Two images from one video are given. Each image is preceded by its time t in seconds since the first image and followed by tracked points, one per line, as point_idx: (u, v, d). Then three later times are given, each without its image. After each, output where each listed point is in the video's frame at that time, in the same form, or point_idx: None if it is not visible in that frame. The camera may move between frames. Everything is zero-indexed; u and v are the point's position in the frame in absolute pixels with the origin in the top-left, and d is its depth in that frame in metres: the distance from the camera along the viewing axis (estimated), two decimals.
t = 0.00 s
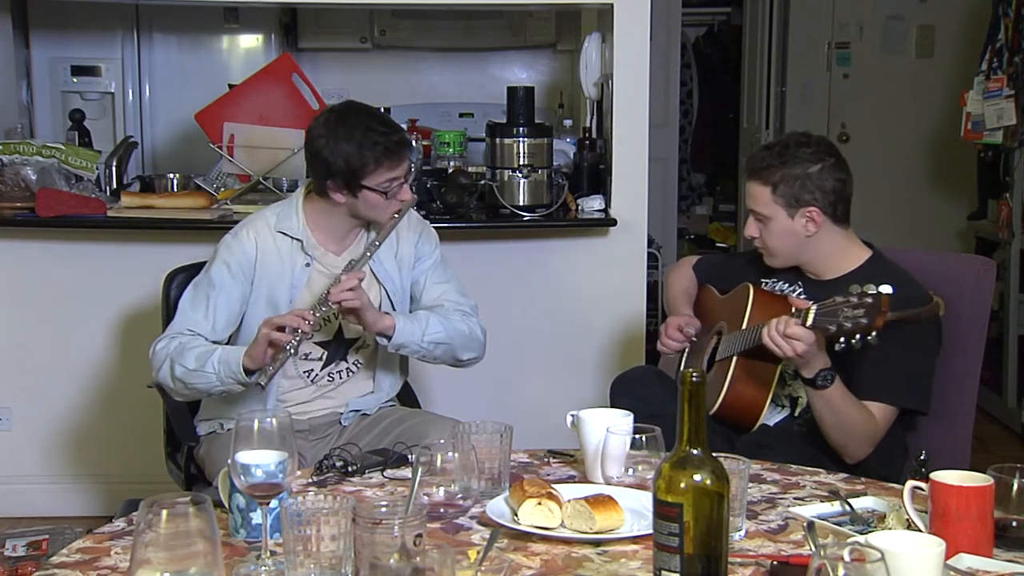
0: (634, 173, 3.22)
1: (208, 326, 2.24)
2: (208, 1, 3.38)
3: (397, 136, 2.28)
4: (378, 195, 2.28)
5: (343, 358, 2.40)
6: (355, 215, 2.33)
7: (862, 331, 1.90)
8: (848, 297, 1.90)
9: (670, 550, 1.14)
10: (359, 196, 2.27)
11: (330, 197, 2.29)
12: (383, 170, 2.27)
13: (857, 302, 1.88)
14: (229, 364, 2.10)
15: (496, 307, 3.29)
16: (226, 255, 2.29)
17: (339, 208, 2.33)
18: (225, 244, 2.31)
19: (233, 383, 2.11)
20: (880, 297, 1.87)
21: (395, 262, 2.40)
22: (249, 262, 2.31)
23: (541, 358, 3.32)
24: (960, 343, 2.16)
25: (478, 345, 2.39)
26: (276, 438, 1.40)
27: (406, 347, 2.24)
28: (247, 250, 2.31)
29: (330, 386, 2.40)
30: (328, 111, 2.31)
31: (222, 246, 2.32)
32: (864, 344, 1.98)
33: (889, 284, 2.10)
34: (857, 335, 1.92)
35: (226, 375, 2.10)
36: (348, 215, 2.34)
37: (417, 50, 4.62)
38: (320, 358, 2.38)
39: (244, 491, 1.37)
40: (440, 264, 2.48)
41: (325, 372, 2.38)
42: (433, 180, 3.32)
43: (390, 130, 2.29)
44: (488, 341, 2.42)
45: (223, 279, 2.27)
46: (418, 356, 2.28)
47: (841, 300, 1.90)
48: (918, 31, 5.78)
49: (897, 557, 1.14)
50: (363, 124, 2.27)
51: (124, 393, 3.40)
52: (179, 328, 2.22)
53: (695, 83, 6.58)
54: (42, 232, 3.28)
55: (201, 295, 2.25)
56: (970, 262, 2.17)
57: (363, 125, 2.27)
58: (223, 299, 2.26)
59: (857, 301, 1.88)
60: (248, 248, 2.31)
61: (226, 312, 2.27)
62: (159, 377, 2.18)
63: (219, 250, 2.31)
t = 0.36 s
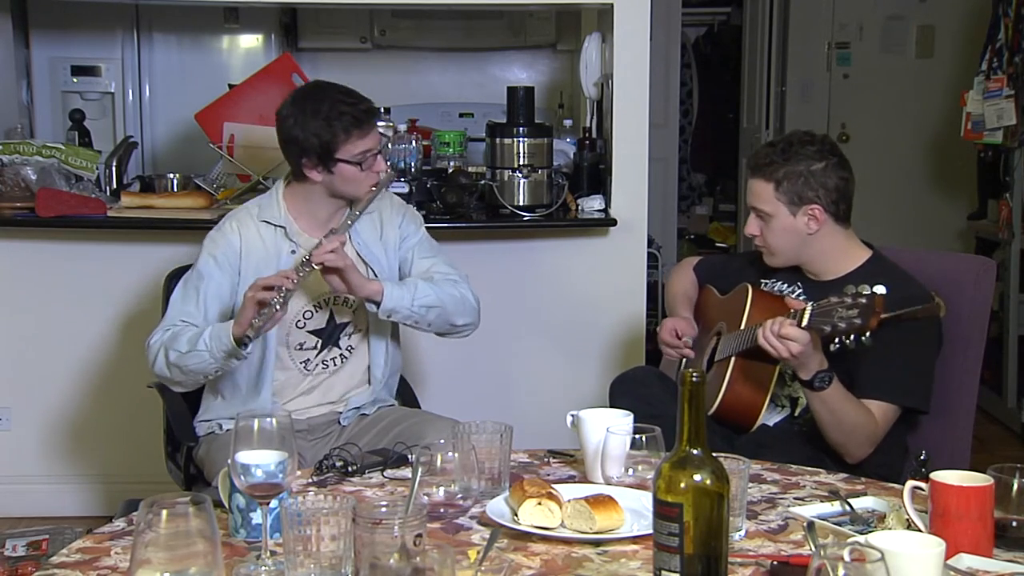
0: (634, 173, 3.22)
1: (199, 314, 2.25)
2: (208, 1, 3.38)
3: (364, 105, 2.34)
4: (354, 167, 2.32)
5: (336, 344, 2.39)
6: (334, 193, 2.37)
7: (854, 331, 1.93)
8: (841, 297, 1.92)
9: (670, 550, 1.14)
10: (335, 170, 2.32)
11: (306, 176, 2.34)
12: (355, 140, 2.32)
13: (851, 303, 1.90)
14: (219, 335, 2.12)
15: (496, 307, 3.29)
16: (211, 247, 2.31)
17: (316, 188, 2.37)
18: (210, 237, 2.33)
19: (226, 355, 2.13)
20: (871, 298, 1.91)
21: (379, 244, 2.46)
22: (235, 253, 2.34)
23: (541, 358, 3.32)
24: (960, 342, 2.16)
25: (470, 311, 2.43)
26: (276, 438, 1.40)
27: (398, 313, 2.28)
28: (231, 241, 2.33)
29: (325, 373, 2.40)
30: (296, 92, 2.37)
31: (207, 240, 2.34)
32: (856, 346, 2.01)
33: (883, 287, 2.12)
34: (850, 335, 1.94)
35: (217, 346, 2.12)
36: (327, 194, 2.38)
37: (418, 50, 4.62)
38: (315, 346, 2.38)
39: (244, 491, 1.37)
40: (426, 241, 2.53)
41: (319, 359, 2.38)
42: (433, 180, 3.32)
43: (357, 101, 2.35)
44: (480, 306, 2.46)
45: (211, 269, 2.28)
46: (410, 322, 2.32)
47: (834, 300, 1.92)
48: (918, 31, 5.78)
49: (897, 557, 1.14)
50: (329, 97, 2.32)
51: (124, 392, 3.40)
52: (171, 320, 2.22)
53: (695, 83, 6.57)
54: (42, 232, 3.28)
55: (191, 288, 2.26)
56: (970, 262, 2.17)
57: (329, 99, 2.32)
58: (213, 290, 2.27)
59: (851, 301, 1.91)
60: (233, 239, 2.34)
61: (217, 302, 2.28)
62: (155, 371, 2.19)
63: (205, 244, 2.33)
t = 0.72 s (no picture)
0: (634, 173, 3.22)
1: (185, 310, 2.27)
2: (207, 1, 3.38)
3: (327, 84, 2.42)
4: (325, 147, 2.40)
5: (327, 333, 2.40)
6: (309, 177, 2.44)
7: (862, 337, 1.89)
8: (848, 302, 1.90)
9: (670, 551, 1.14)
10: (306, 153, 2.40)
11: (280, 162, 2.42)
12: (322, 120, 2.40)
13: (859, 308, 1.88)
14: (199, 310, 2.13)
15: (496, 306, 3.29)
16: (195, 244, 2.34)
17: (291, 175, 2.45)
18: (193, 236, 2.36)
19: (208, 334, 2.13)
20: (880, 303, 1.88)
21: (362, 231, 2.48)
22: (219, 248, 2.36)
23: (541, 358, 3.32)
24: (960, 343, 2.16)
25: (455, 283, 2.44)
26: (276, 438, 1.40)
27: (378, 284, 2.30)
28: (214, 237, 2.36)
29: (317, 365, 2.39)
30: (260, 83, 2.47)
31: (190, 239, 2.37)
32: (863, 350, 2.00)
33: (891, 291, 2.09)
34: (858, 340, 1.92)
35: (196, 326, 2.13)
36: (303, 180, 2.45)
37: (418, 50, 4.62)
38: (307, 338, 2.38)
39: (244, 491, 1.37)
40: (410, 223, 2.52)
41: (312, 350, 2.38)
42: (433, 180, 3.32)
43: (320, 80, 2.43)
44: (466, 280, 2.47)
45: (195, 265, 2.30)
46: (393, 294, 2.33)
47: (841, 304, 1.90)
48: (919, 31, 5.78)
49: (897, 557, 1.14)
50: (291, 80, 2.41)
51: (124, 392, 3.40)
52: (157, 315, 2.24)
53: (695, 83, 6.57)
54: (42, 232, 3.28)
55: (177, 286, 2.28)
56: (970, 262, 2.17)
57: (293, 81, 2.41)
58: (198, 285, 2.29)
59: (858, 306, 1.88)
60: (215, 235, 2.37)
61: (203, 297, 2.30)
62: (143, 365, 2.21)
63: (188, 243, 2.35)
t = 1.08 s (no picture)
0: (634, 173, 3.22)
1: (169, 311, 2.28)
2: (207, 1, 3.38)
3: (299, 74, 2.44)
4: (302, 137, 2.41)
5: (318, 330, 2.40)
6: (292, 171, 2.45)
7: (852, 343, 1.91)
8: (839, 308, 1.92)
9: (670, 550, 1.14)
10: (285, 145, 2.41)
11: (261, 156, 2.44)
12: (297, 109, 2.41)
13: (849, 315, 1.89)
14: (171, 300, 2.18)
15: (495, 306, 3.29)
16: (179, 245, 2.34)
17: (274, 170, 2.47)
18: (178, 236, 2.36)
19: (186, 325, 2.18)
20: (869, 310, 1.89)
21: (347, 225, 2.47)
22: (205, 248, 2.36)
23: (541, 358, 3.32)
24: (960, 343, 2.16)
25: (437, 273, 2.43)
26: (276, 438, 1.40)
27: (357, 272, 2.29)
28: (200, 237, 2.36)
29: (310, 363, 2.39)
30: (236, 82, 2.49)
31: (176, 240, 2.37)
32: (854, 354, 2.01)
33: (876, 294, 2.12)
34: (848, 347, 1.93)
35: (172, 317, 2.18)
36: (286, 174, 2.47)
37: (418, 50, 4.62)
38: (297, 334, 2.39)
39: (244, 491, 1.37)
40: (395, 216, 2.52)
41: (302, 347, 2.38)
42: (433, 180, 3.32)
43: (293, 71, 2.45)
44: (449, 270, 2.46)
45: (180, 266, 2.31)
46: (373, 282, 2.33)
47: (832, 311, 1.92)
48: (918, 31, 5.78)
49: (897, 558, 1.14)
50: (263, 73, 2.43)
51: (124, 393, 3.40)
52: (139, 314, 2.29)
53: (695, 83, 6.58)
54: (42, 232, 3.28)
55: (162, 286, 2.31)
56: (970, 262, 2.17)
57: (265, 74, 2.43)
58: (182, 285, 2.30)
59: (848, 313, 1.90)
60: (200, 235, 2.37)
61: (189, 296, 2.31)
62: (129, 364, 2.25)
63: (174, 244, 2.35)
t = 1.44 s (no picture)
0: (634, 173, 3.22)
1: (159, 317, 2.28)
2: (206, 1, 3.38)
3: (280, 71, 2.45)
4: (285, 134, 2.41)
5: (313, 330, 2.40)
6: (279, 169, 2.45)
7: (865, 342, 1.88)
8: (852, 307, 1.88)
9: (670, 550, 1.14)
10: (269, 142, 2.41)
11: (248, 156, 2.45)
12: (279, 106, 2.42)
13: (862, 313, 1.86)
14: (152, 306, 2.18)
15: (495, 306, 3.29)
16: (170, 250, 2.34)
17: (263, 169, 2.47)
18: (171, 241, 2.36)
19: (170, 330, 2.17)
20: (883, 309, 1.86)
21: (339, 225, 2.47)
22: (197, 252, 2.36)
23: (540, 358, 3.32)
24: (960, 343, 2.16)
25: (424, 274, 2.42)
26: (276, 439, 1.40)
27: (341, 272, 2.29)
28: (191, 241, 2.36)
29: (308, 363, 2.39)
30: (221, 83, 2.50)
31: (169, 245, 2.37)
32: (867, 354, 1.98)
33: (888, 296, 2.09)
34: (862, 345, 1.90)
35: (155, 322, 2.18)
36: (274, 172, 2.47)
37: (418, 50, 4.63)
38: (292, 334, 2.38)
39: (244, 491, 1.37)
40: (387, 215, 2.52)
41: (298, 347, 2.38)
42: (434, 180, 3.33)
43: (274, 69, 2.46)
44: (437, 271, 2.46)
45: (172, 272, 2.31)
46: (359, 282, 2.33)
47: (844, 310, 1.89)
48: (918, 31, 5.78)
49: (897, 557, 1.14)
50: (244, 72, 2.44)
51: (124, 393, 3.40)
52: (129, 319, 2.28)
53: (695, 83, 6.58)
54: (42, 232, 3.28)
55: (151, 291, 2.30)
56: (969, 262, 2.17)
57: (248, 73, 2.44)
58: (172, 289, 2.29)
59: (862, 312, 1.86)
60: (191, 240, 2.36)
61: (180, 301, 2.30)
62: (121, 371, 2.25)
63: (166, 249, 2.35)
